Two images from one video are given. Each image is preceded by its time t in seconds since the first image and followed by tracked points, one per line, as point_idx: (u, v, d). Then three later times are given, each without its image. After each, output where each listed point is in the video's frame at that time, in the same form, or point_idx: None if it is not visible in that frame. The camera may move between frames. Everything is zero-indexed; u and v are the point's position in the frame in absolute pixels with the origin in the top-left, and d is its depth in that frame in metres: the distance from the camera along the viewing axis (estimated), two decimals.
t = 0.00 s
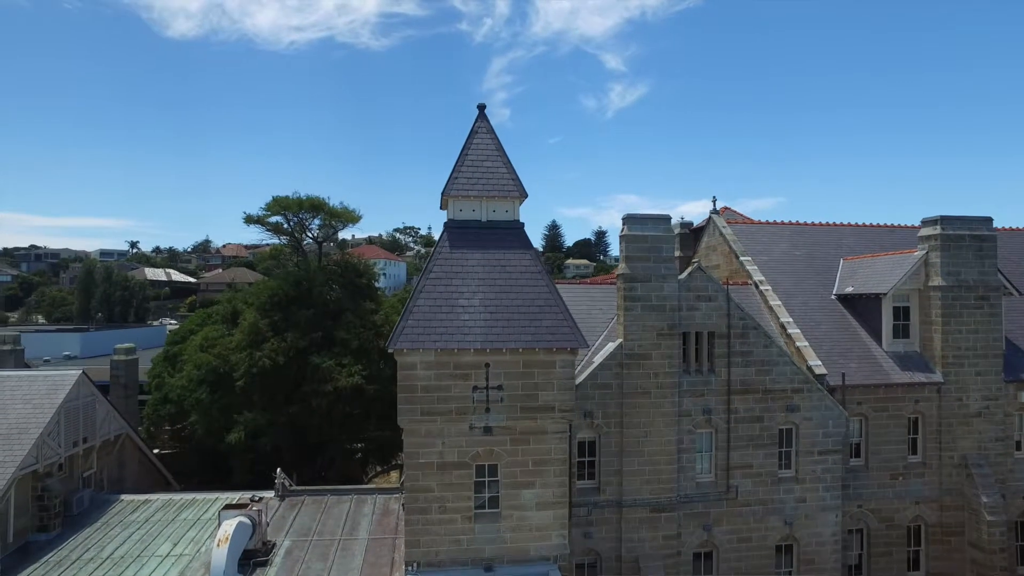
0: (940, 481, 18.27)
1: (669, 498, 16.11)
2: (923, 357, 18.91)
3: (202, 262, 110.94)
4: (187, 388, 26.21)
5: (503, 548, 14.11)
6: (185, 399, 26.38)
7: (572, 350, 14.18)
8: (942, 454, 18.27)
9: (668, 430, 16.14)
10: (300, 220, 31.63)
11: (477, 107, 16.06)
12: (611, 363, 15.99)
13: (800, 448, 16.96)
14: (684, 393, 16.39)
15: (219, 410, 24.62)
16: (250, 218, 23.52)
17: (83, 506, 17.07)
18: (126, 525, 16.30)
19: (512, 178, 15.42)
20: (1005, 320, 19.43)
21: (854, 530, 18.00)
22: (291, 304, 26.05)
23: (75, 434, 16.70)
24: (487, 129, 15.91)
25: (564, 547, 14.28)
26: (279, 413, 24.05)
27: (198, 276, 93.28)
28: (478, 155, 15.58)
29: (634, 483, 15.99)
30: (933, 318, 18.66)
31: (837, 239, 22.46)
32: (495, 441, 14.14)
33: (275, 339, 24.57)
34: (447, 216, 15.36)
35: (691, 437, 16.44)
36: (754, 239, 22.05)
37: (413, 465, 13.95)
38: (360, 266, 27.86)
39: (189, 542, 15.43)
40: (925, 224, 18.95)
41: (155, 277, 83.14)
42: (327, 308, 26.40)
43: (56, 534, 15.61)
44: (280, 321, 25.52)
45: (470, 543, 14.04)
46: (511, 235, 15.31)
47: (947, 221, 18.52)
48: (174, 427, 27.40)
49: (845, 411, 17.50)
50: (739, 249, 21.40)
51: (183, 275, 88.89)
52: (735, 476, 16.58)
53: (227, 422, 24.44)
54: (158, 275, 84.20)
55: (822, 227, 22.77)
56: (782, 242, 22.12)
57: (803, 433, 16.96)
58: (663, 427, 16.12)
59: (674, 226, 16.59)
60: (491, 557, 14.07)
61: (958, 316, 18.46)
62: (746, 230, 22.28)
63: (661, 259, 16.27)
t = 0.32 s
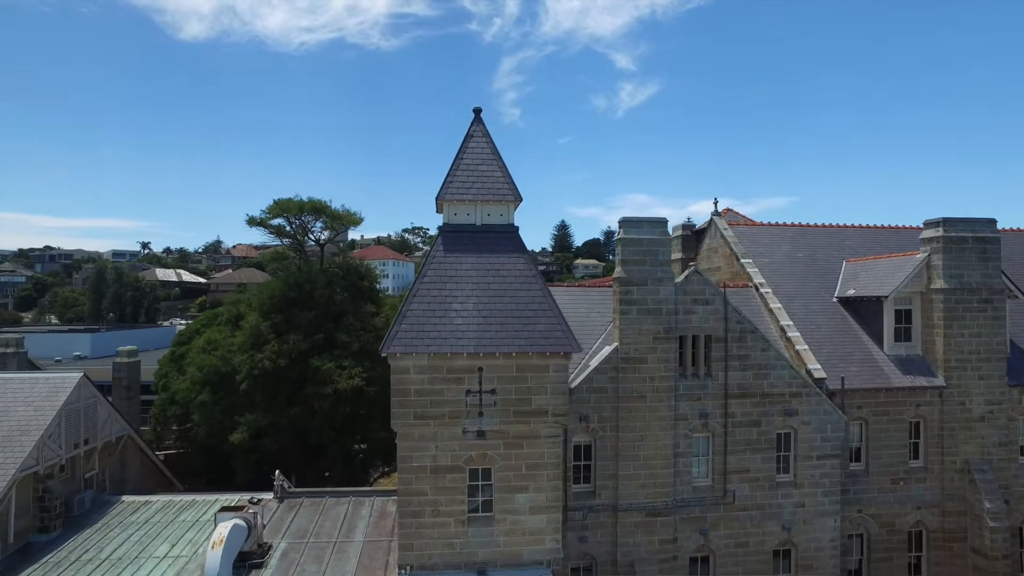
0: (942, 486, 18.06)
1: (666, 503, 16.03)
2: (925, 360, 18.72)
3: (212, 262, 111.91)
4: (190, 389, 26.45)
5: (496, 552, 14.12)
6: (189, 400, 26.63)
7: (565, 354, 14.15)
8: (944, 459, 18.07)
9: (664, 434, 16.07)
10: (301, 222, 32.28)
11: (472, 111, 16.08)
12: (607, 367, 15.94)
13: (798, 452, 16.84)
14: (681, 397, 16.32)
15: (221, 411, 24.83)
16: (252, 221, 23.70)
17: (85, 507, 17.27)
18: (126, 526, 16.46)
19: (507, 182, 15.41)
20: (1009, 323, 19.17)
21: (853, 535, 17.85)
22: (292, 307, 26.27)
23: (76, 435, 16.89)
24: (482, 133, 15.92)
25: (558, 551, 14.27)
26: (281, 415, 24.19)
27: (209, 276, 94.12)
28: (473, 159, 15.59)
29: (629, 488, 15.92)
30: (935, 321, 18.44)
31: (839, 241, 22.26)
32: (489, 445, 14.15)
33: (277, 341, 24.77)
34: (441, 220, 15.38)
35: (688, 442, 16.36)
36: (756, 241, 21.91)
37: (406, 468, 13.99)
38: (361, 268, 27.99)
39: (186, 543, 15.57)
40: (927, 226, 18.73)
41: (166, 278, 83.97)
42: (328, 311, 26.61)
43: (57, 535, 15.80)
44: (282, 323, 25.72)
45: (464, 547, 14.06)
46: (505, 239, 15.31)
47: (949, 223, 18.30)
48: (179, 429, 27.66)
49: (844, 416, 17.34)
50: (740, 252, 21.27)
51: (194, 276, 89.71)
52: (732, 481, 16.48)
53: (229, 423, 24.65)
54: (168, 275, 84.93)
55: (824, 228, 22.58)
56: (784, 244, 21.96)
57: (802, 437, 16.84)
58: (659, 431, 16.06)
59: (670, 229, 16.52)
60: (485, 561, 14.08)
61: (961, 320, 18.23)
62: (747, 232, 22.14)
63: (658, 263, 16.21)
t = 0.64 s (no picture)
0: (940, 490, 17.86)
1: (659, 507, 15.93)
2: (923, 363, 18.52)
3: (219, 263, 112.60)
4: (190, 390, 26.56)
5: (485, 556, 14.09)
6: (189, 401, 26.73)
7: (556, 358, 14.07)
8: (942, 463, 17.86)
9: (657, 437, 15.98)
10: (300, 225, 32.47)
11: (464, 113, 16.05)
12: (598, 370, 15.86)
13: (793, 456, 16.70)
14: (674, 400, 16.21)
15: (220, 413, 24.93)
16: (249, 223, 23.78)
17: (80, 508, 17.38)
18: (120, 528, 16.55)
19: (498, 184, 15.36)
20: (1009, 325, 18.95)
21: (850, 539, 17.70)
22: (289, 309, 26.36)
23: (71, 437, 16.99)
24: (473, 135, 15.89)
25: (547, 555, 14.22)
26: (278, 416, 24.37)
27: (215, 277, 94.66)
28: (464, 162, 15.56)
29: (622, 491, 15.83)
30: (934, 324, 18.24)
31: (838, 243, 22.08)
32: (478, 448, 14.11)
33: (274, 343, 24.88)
34: (432, 223, 15.35)
35: (681, 445, 16.26)
36: (754, 242, 21.76)
37: (395, 472, 13.97)
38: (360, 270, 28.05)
39: (179, 545, 15.63)
40: (925, 228, 18.55)
41: (173, 279, 84.55)
42: (324, 312, 26.69)
43: (50, 536, 15.91)
44: (280, 325, 25.85)
45: (453, 550, 14.03)
46: (496, 241, 15.26)
47: (947, 224, 18.12)
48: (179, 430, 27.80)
49: (840, 419, 17.18)
50: (737, 253, 21.12)
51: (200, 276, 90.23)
52: (725, 485, 16.38)
53: (228, 425, 24.74)
54: (175, 276, 85.43)
55: (823, 230, 22.40)
56: (782, 246, 21.80)
57: (796, 441, 16.70)
58: (651, 435, 15.96)
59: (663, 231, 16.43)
60: (474, 565, 14.06)
61: (960, 322, 18.02)
62: (745, 233, 22.00)
63: (650, 265, 16.12)
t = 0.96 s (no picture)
0: (941, 494, 17.64)
1: (653, 510, 15.82)
2: (923, 365, 18.30)
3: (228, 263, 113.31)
4: (191, 391, 26.70)
5: (476, 558, 14.05)
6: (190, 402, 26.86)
7: (547, 360, 14.01)
8: (943, 467, 17.63)
9: (651, 440, 15.87)
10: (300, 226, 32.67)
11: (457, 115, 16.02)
12: (591, 372, 15.78)
13: (790, 459, 16.54)
14: (668, 403, 16.10)
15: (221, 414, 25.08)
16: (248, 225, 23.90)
17: (78, 508, 17.52)
18: (116, 528, 16.66)
19: (490, 186, 15.32)
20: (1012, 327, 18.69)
21: (849, 543, 17.51)
22: (288, 310, 26.45)
23: (69, 438, 17.12)
24: (466, 137, 15.86)
25: (539, 558, 14.15)
26: (278, 417, 24.49)
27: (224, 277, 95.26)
28: (456, 163, 15.53)
29: (616, 494, 15.74)
30: (934, 326, 18.01)
31: (839, 243, 21.86)
32: (469, 450, 14.08)
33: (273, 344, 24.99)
34: (425, 225, 15.32)
35: (675, 448, 16.15)
36: (753, 243, 21.57)
37: (386, 474, 13.96)
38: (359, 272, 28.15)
39: (174, 545, 15.71)
40: (926, 228, 18.32)
41: (181, 279, 85.16)
42: (323, 312, 26.77)
43: (48, 536, 16.04)
44: (279, 325, 25.94)
45: (444, 552, 14.00)
46: (488, 243, 15.22)
47: (948, 225, 17.89)
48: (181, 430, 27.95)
49: (837, 422, 17.00)
50: (736, 254, 20.94)
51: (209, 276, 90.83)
52: (720, 488, 16.26)
53: (228, 425, 24.87)
54: (184, 276, 85.99)
55: (824, 230, 22.18)
56: (782, 247, 21.60)
57: (793, 444, 16.53)
58: (645, 437, 15.86)
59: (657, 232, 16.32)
60: (465, 567, 14.03)
61: (961, 324, 17.78)
62: (745, 234, 21.82)
63: (644, 267, 16.01)
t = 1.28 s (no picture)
0: (946, 498, 17.33)
1: (650, 511, 15.69)
2: (929, 366, 17.99)
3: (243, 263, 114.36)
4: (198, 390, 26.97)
5: (470, 559, 14.02)
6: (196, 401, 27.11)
7: (541, 360, 13.95)
8: (949, 471, 17.32)
9: (648, 441, 15.73)
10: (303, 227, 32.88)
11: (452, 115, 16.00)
12: (588, 373, 15.69)
13: (790, 461, 16.33)
14: (666, 404, 15.97)
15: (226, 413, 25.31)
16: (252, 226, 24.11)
17: (82, 505, 17.73)
18: (118, 526, 16.85)
19: (485, 187, 15.30)
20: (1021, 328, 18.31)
21: (852, 547, 17.26)
22: (292, 310, 26.62)
23: (72, 436, 17.33)
24: (461, 137, 15.84)
25: (533, 559, 14.08)
26: (281, 417, 24.68)
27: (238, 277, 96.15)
28: (451, 164, 15.51)
29: (612, 496, 15.64)
30: (940, 327, 17.70)
31: (845, 243, 21.56)
32: (464, 451, 14.06)
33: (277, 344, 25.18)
34: (420, 225, 15.33)
35: (673, 450, 16.03)
36: (757, 243, 21.34)
37: (380, 473, 13.98)
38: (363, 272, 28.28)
39: (173, 543, 15.85)
40: (931, 227, 18.00)
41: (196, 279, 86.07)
42: (326, 312, 26.93)
43: (50, 533, 16.25)
44: (282, 326, 26.13)
45: (438, 553, 13.99)
46: (482, 244, 15.19)
47: (954, 224, 17.58)
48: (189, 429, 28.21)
49: (839, 425, 16.76)
50: (740, 254, 20.72)
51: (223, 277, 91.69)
52: (719, 490, 16.09)
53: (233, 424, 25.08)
54: (198, 276, 86.90)
55: (830, 229, 21.90)
56: (786, 246, 21.35)
57: (793, 446, 16.32)
58: (643, 439, 15.73)
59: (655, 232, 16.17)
60: (458, 567, 14.01)
61: (968, 325, 17.46)
62: (748, 234, 21.60)
63: (641, 267, 15.88)
